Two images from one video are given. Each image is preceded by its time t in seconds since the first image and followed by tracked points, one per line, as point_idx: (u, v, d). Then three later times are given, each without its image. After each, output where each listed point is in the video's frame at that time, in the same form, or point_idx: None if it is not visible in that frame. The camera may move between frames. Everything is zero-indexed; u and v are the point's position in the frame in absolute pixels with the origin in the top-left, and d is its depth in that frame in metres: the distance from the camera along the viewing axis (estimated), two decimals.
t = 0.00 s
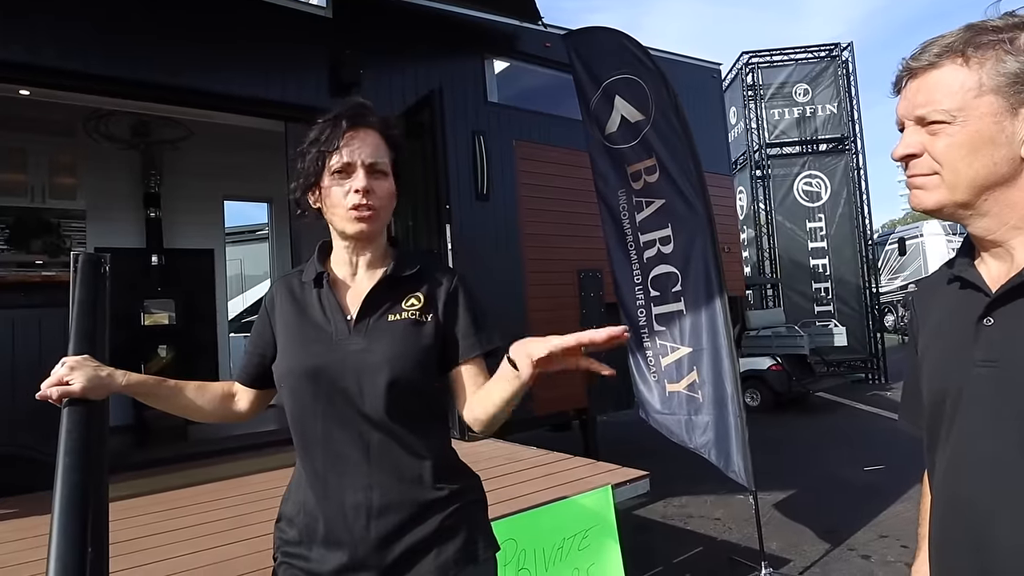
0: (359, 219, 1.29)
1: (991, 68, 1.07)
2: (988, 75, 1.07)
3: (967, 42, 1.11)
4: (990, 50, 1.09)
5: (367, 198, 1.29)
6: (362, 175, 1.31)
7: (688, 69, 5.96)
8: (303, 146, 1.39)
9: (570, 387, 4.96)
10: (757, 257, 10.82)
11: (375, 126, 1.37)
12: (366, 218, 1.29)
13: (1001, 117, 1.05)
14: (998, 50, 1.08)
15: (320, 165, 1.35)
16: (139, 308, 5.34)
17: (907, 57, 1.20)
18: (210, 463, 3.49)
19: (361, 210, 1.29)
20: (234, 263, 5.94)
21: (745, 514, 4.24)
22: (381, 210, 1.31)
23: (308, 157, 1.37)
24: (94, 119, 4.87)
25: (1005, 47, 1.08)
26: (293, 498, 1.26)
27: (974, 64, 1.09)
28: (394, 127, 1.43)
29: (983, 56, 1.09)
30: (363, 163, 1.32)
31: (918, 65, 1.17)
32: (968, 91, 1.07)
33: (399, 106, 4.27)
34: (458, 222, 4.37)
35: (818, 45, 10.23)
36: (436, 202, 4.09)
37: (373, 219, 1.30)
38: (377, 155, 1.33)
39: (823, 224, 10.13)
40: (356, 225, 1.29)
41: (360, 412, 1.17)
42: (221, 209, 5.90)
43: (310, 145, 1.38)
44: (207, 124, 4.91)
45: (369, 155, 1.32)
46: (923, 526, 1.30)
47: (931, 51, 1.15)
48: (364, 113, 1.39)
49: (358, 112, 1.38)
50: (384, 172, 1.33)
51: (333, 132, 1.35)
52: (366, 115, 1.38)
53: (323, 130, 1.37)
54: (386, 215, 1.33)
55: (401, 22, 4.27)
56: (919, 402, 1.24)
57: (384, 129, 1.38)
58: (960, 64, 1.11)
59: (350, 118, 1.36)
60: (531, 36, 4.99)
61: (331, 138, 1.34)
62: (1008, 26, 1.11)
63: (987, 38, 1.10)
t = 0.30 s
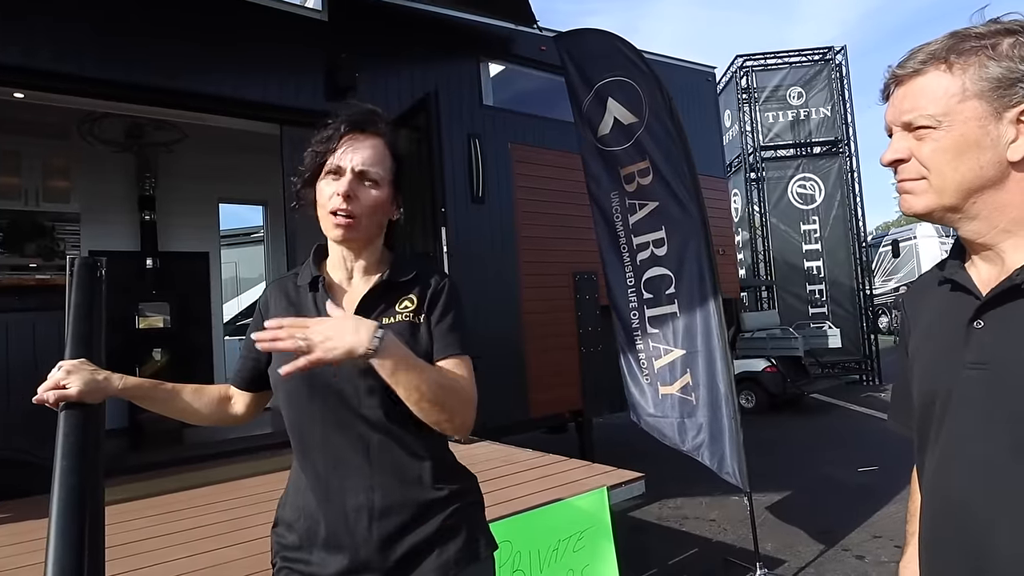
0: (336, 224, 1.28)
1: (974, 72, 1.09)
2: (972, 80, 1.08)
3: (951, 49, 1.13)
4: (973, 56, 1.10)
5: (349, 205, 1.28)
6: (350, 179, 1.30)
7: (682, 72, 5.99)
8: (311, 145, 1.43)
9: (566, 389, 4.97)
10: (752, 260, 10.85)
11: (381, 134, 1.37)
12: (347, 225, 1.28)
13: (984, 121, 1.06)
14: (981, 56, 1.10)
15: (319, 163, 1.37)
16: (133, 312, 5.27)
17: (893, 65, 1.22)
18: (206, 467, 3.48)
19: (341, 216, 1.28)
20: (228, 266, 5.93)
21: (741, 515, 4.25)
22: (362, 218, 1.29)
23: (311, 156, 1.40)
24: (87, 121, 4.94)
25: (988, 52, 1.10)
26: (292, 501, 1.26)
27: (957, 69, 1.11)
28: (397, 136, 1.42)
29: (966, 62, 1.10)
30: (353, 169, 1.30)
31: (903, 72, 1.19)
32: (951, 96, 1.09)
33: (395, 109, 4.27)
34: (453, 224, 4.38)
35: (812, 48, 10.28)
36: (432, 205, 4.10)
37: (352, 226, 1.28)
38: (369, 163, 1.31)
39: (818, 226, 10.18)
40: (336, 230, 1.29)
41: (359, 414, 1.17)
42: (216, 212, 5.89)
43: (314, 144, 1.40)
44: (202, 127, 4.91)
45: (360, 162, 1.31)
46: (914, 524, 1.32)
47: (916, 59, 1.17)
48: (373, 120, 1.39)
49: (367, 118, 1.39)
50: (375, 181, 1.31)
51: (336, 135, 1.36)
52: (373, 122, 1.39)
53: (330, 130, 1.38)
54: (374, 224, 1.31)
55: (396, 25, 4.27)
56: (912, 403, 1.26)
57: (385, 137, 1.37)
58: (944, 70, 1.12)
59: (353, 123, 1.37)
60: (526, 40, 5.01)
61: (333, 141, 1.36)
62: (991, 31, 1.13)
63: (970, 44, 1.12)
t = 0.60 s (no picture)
0: (350, 232, 1.29)
1: (962, 77, 1.10)
2: (960, 85, 1.10)
3: (939, 54, 1.15)
4: (961, 61, 1.12)
5: (362, 213, 1.29)
6: (360, 187, 1.31)
7: (680, 74, 6.01)
8: (310, 150, 1.41)
9: (564, 391, 4.98)
10: (750, 261, 10.87)
11: (383, 139, 1.38)
12: (358, 233, 1.30)
13: (974, 125, 1.08)
14: (969, 61, 1.11)
15: (322, 170, 1.36)
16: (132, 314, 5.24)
17: (884, 71, 1.23)
18: (205, 469, 3.48)
19: (353, 224, 1.29)
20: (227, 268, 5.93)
21: (739, 517, 4.26)
22: (373, 224, 1.31)
23: (313, 162, 1.39)
24: (86, 124, 4.82)
25: (976, 57, 1.11)
26: (292, 503, 1.27)
27: (945, 74, 1.12)
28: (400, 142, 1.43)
29: (954, 67, 1.12)
30: (363, 176, 1.31)
31: (894, 77, 1.20)
32: (941, 101, 1.10)
33: (393, 112, 4.29)
34: (452, 227, 4.39)
35: (809, 50, 10.31)
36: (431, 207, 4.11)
37: (365, 233, 1.30)
38: (378, 170, 1.33)
39: (816, 227, 10.21)
40: (347, 237, 1.30)
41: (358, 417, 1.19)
42: (216, 214, 5.91)
43: (316, 150, 1.39)
44: (201, 130, 4.92)
45: (369, 170, 1.32)
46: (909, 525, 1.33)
47: (906, 64, 1.19)
48: (373, 125, 1.40)
49: (366, 124, 1.39)
50: (384, 187, 1.33)
51: (341, 142, 1.36)
52: (375, 128, 1.40)
53: (332, 138, 1.38)
54: (379, 230, 1.33)
55: (393, 28, 4.28)
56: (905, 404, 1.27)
57: (390, 144, 1.38)
58: (933, 75, 1.14)
59: (359, 131, 1.37)
60: (524, 42, 5.03)
61: (337, 147, 1.35)
62: (980, 37, 1.14)
63: (958, 50, 1.13)
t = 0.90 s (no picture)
0: (351, 234, 1.30)
1: (960, 78, 1.11)
2: (958, 85, 1.10)
3: (937, 54, 1.15)
4: (959, 61, 1.12)
5: (364, 216, 1.30)
6: (362, 190, 1.31)
7: (680, 75, 6.02)
8: (314, 153, 1.42)
9: (564, 392, 4.98)
10: (750, 261, 10.87)
11: (385, 143, 1.39)
12: (360, 236, 1.30)
13: (972, 126, 1.08)
14: (968, 61, 1.11)
15: (325, 173, 1.37)
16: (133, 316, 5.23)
17: (882, 71, 1.24)
18: (207, 471, 3.49)
19: (354, 227, 1.30)
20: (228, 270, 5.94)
21: (740, 518, 4.26)
22: (375, 227, 1.31)
23: (316, 165, 1.40)
24: (88, 127, 4.78)
25: (974, 57, 1.11)
26: (294, 505, 1.27)
27: (943, 75, 1.13)
28: (402, 145, 1.44)
29: (952, 67, 1.12)
30: (364, 180, 1.32)
31: (892, 78, 1.21)
32: (939, 101, 1.11)
33: (393, 113, 4.29)
34: (452, 228, 4.40)
35: (809, 50, 10.32)
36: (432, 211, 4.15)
37: (366, 236, 1.30)
38: (381, 173, 1.33)
39: (816, 228, 10.21)
40: (349, 239, 1.30)
41: (359, 418, 1.19)
42: (216, 216, 5.92)
43: (320, 154, 1.40)
44: (201, 133, 4.93)
45: (371, 173, 1.32)
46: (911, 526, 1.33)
47: (904, 64, 1.19)
48: (375, 129, 1.41)
49: (368, 128, 1.40)
50: (386, 190, 1.33)
51: (344, 146, 1.36)
52: (377, 132, 1.40)
53: (334, 141, 1.39)
54: (382, 232, 1.34)
55: (394, 30, 4.29)
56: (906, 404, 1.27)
57: (392, 147, 1.39)
58: (931, 76, 1.14)
59: (361, 134, 1.38)
60: (524, 44, 5.05)
61: (340, 151, 1.36)
62: (977, 36, 1.15)
63: (956, 50, 1.14)
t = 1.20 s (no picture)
0: (353, 230, 1.29)
1: (966, 75, 1.10)
2: (964, 82, 1.10)
3: (943, 51, 1.15)
4: (965, 58, 1.12)
5: (366, 210, 1.29)
6: (364, 185, 1.31)
7: (682, 74, 6.01)
8: (315, 151, 1.42)
9: (567, 392, 4.98)
10: (753, 261, 10.85)
11: (387, 139, 1.39)
12: (362, 232, 1.30)
13: (977, 122, 1.08)
14: (974, 57, 1.11)
15: (327, 170, 1.37)
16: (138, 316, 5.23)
17: (887, 68, 1.23)
18: (211, 470, 3.50)
19: (357, 221, 1.29)
20: (231, 270, 5.96)
21: (743, 517, 4.26)
22: (378, 222, 1.31)
23: (317, 162, 1.40)
24: (92, 129, 4.74)
25: (981, 54, 1.11)
26: (299, 505, 1.27)
27: (950, 71, 1.12)
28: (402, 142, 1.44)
29: (958, 64, 1.12)
30: (366, 174, 1.32)
31: (897, 75, 1.20)
32: (946, 98, 1.11)
33: (396, 113, 4.30)
34: (454, 228, 4.40)
35: (812, 49, 10.29)
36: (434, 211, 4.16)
37: (369, 232, 1.30)
38: (383, 168, 1.34)
39: (819, 227, 10.19)
40: (351, 234, 1.30)
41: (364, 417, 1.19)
42: (218, 217, 5.96)
43: (320, 151, 1.41)
44: (204, 133, 4.94)
45: (372, 168, 1.33)
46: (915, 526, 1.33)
47: (909, 60, 1.19)
48: (376, 125, 1.41)
49: (369, 124, 1.40)
50: (387, 185, 1.33)
51: (345, 142, 1.37)
52: (378, 128, 1.41)
53: (335, 138, 1.39)
54: (384, 228, 1.34)
55: (396, 30, 4.30)
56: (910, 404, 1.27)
57: (393, 144, 1.39)
58: (937, 72, 1.14)
59: (361, 130, 1.38)
60: (526, 43, 5.05)
61: (341, 148, 1.36)
62: (983, 33, 1.14)
63: (963, 46, 1.13)
